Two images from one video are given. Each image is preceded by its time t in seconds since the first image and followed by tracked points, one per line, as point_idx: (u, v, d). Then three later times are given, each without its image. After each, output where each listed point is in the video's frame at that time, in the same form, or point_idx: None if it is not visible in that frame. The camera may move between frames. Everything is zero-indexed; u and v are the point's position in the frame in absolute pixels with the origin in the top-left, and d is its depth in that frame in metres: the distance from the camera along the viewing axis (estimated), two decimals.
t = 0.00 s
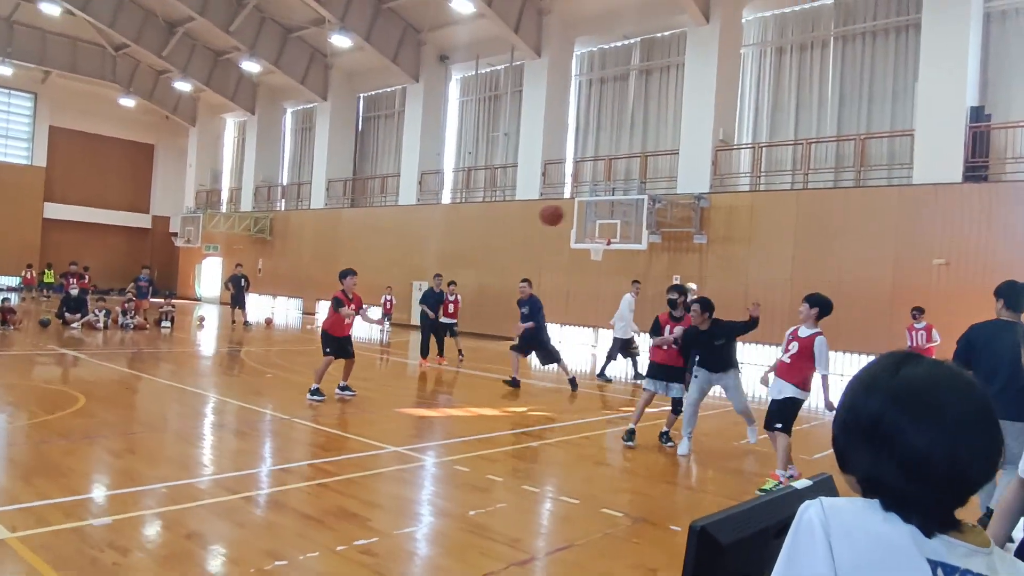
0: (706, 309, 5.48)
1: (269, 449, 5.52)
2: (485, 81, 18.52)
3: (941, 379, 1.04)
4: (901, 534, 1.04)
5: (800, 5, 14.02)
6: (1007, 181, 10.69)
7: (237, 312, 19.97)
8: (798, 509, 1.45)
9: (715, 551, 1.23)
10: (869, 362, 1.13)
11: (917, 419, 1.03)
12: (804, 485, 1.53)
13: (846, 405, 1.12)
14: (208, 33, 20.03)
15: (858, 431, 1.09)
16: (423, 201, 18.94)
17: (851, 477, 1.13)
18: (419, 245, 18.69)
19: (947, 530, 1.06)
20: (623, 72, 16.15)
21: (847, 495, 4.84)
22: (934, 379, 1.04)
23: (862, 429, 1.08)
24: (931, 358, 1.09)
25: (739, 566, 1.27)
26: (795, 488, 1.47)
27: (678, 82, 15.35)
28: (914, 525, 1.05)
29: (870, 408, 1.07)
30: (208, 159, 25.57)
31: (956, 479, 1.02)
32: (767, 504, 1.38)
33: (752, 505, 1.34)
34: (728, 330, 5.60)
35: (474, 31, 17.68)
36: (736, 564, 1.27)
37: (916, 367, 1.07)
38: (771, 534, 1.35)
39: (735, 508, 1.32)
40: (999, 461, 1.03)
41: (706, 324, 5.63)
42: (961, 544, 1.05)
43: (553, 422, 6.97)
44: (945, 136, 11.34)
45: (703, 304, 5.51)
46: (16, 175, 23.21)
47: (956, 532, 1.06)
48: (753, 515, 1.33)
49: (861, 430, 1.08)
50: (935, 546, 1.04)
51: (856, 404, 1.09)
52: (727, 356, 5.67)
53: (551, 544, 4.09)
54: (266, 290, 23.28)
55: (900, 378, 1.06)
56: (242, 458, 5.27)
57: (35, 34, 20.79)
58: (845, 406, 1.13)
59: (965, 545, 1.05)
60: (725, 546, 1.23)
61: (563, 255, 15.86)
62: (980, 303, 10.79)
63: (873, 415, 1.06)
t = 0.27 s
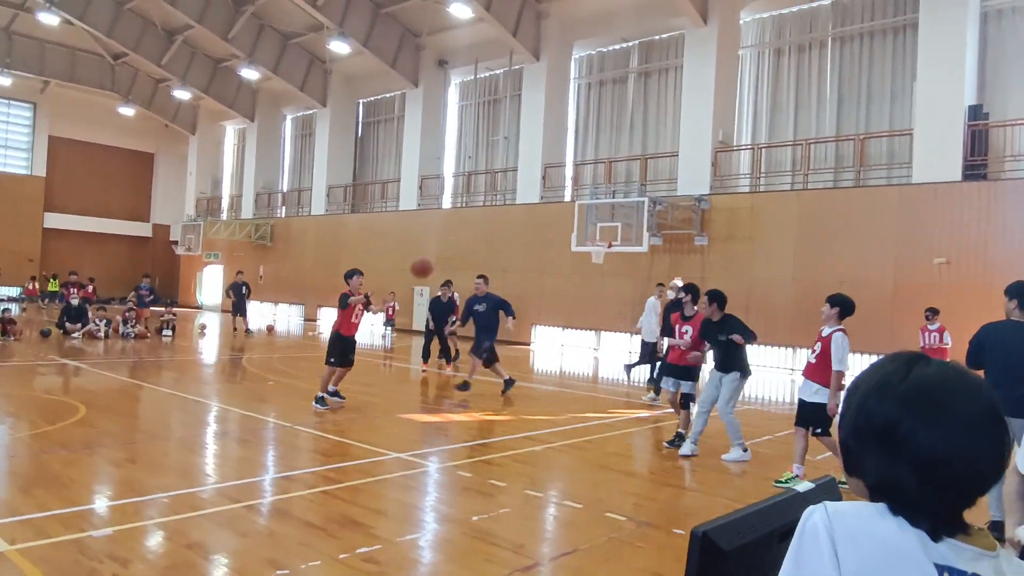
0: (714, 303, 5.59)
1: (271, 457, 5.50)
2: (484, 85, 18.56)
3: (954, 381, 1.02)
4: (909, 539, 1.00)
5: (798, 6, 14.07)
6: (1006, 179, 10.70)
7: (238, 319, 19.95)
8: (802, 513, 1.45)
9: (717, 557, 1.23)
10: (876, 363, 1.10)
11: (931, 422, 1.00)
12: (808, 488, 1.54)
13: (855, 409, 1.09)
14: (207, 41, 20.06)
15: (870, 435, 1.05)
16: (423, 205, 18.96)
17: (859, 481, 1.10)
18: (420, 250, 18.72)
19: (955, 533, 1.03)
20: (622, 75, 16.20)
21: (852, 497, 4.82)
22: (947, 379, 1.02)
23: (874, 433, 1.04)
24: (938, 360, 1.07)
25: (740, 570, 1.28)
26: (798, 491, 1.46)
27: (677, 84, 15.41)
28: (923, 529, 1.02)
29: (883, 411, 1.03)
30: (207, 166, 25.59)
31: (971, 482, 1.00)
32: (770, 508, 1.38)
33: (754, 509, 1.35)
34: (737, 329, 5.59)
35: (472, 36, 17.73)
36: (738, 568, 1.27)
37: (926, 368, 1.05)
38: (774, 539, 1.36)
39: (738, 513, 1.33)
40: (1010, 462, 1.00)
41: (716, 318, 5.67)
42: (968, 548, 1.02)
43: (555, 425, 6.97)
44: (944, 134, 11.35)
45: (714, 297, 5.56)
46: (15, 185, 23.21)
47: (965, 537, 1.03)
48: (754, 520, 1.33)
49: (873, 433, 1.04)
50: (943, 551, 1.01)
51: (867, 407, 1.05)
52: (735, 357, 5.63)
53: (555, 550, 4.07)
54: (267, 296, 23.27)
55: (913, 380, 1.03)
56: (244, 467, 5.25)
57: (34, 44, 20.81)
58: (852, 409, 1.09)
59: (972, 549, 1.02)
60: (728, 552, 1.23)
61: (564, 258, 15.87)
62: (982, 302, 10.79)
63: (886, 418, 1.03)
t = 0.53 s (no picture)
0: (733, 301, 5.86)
1: (275, 458, 5.49)
2: (486, 85, 18.59)
3: (964, 372, 1.01)
4: (917, 535, 1.00)
5: (798, 2, 14.10)
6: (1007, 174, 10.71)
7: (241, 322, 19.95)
8: (807, 509, 1.46)
9: (722, 553, 1.23)
10: (883, 356, 1.09)
11: (942, 415, 0.99)
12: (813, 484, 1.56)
13: (863, 402, 1.08)
14: (209, 43, 20.09)
15: (879, 429, 1.04)
16: (426, 205, 18.97)
17: (865, 475, 1.09)
18: (423, 249, 18.74)
19: (963, 529, 1.02)
20: (624, 73, 16.24)
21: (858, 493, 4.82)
22: (956, 371, 1.01)
23: (884, 427, 1.03)
24: (945, 352, 1.06)
25: (746, 567, 1.28)
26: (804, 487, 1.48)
27: (678, 81, 15.43)
28: (931, 525, 1.01)
29: (893, 405, 1.02)
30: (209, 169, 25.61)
31: (980, 476, 1.00)
32: (774, 503, 1.38)
33: (760, 505, 1.35)
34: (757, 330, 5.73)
35: (474, 35, 17.77)
36: (743, 566, 1.27)
37: (934, 360, 1.04)
38: (779, 535, 1.36)
39: (744, 508, 1.34)
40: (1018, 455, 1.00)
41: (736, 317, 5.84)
42: (975, 543, 1.01)
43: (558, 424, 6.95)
44: (945, 131, 11.37)
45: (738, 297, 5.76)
46: (16, 190, 23.23)
47: (972, 533, 1.03)
48: (759, 516, 1.33)
49: (882, 427, 1.04)
50: (952, 547, 1.00)
51: (876, 400, 1.04)
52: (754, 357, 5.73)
53: (561, 548, 4.06)
54: (270, 298, 23.27)
55: (922, 372, 1.02)
56: (248, 468, 5.24)
57: (35, 47, 20.84)
58: (860, 403, 1.08)
59: (979, 544, 1.02)
60: (733, 549, 1.23)
61: (568, 256, 15.87)
62: (985, 297, 10.78)
63: (896, 411, 1.02)
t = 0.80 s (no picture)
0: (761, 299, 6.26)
1: (280, 458, 5.49)
2: (488, 83, 18.58)
3: (974, 368, 1.00)
4: (926, 534, 0.99)
5: None
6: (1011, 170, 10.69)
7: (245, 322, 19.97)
8: (813, 508, 1.47)
9: (728, 552, 1.24)
10: (892, 351, 1.08)
11: (953, 412, 0.98)
12: (819, 482, 1.58)
13: (872, 398, 1.07)
14: (211, 43, 20.12)
15: (889, 427, 1.03)
16: (429, 204, 18.97)
17: (873, 472, 1.09)
18: (427, 247, 18.75)
19: (972, 527, 1.02)
20: (626, 70, 16.21)
21: (864, 491, 4.81)
22: (966, 367, 1.00)
23: (894, 424, 1.02)
24: (954, 347, 1.05)
25: (751, 566, 1.29)
26: (810, 485, 1.50)
27: (682, 78, 15.40)
28: (940, 523, 1.01)
29: (903, 402, 1.01)
30: (212, 170, 25.65)
31: (990, 473, 0.99)
32: (780, 502, 1.40)
33: (765, 503, 1.37)
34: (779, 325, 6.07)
35: (476, 34, 17.77)
36: (748, 564, 1.28)
37: (944, 356, 1.03)
38: (785, 534, 1.37)
39: (750, 507, 1.36)
40: None
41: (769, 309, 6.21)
42: (986, 541, 1.01)
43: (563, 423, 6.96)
44: (949, 127, 11.35)
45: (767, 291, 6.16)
46: (19, 192, 23.28)
47: (982, 531, 1.03)
48: (766, 515, 1.35)
49: (892, 424, 1.03)
50: (960, 545, 1.00)
51: (885, 396, 1.03)
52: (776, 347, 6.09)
53: (566, 546, 4.06)
54: (274, 298, 23.30)
55: (931, 368, 1.01)
56: (253, 468, 5.25)
57: (38, 48, 20.89)
58: (868, 399, 1.08)
59: (990, 542, 1.01)
60: (739, 547, 1.24)
61: (571, 255, 15.86)
62: (990, 294, 10.75)
63: (906, 408, 1.01)
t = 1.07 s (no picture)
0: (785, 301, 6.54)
1: (282, 457, 5.50)
2: (489, 82, 18.56)
3: (974, 367, 1.00)
4: (925, 533, 1.00)
5: None
6: (1013, 168, 10.66)
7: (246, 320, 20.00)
8: (815, 506, 1.50)
9: (732, 551, 1.26)
10: (892, 350, 1.08)
11: (951, 411, 0.98)
12: (821, 481, 1.59)
13: (870, 398, 1.07)
14: (212, 43, 20.11)
15: (888, 425, 1.03)
16: (430, 203, 18.97)
17: (872, 472, 1.09)
18: (428, 246, 18.76)
19: (973, 527, 1.02)
20: (627, 69, 16.18)
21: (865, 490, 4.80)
22: (966, 366, 1.00)
23: (894, 423, 1.02)
24: (955, 347, 1.05)
25: (755, 565, 1.31)
26: (813, 484, 1.52)
27: (683, 77, 15.38)
28: (938, 523, 1.01)
29: (902, 401, 1.01)
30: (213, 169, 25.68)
31: (991, 474, 0.98)
32: (783, 502, 1.43)
33: (768, 504, 1.39)
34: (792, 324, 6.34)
35: (477, 32, 17.75)
36: (752, 563, 1.30)
37: (944, 355, 1.03)
38: (788, 532, 1.40)
39: (754, 506, 1.39)
40: None
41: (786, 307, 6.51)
42: (988, 541, 1.01)
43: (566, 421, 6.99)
44: (951, 125, 11.32)
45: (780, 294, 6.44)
46: (22, 191, 23.34)
47: (981, 530, 1.03)
48: (767, 514, 1.37)
49: (891, 423, 1.03)
50: (960, 545, 1.00)
51: (884, 395, 1.04)
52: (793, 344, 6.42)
53: (568, 546, 4.06)
54: (275, 297, 23.33)
55: (931, 367, 1.01)
56: (255, 467, 5.26)
57: (39, 48, 20.89)
58: (868, 398, 1.08)
59: (992, 542, 1.01)
60: (743, 546, 1.26)
61: (573, 253, 15.86)
62: (992, 292, 10.72)
63: (905, 407, 1.01)
